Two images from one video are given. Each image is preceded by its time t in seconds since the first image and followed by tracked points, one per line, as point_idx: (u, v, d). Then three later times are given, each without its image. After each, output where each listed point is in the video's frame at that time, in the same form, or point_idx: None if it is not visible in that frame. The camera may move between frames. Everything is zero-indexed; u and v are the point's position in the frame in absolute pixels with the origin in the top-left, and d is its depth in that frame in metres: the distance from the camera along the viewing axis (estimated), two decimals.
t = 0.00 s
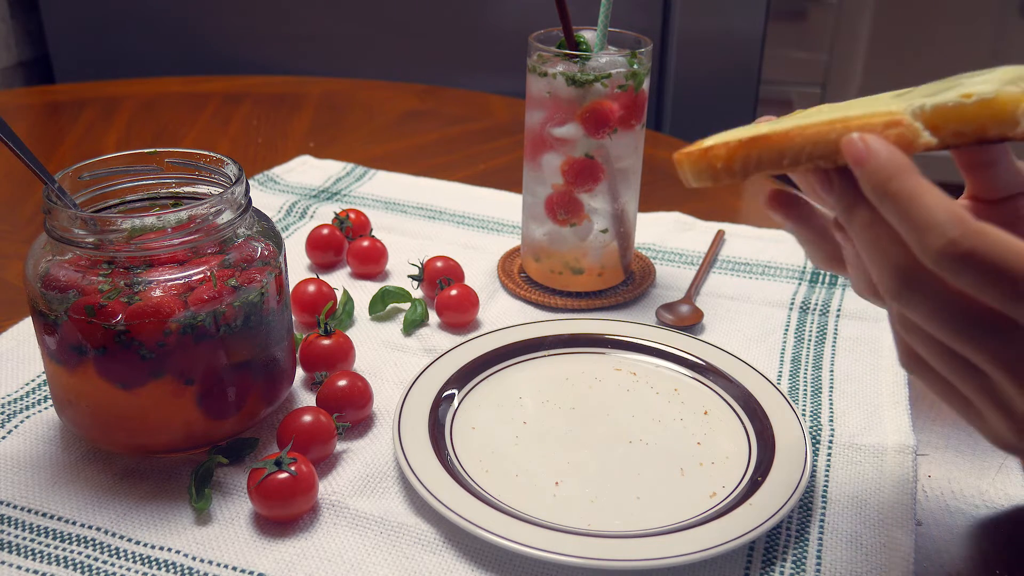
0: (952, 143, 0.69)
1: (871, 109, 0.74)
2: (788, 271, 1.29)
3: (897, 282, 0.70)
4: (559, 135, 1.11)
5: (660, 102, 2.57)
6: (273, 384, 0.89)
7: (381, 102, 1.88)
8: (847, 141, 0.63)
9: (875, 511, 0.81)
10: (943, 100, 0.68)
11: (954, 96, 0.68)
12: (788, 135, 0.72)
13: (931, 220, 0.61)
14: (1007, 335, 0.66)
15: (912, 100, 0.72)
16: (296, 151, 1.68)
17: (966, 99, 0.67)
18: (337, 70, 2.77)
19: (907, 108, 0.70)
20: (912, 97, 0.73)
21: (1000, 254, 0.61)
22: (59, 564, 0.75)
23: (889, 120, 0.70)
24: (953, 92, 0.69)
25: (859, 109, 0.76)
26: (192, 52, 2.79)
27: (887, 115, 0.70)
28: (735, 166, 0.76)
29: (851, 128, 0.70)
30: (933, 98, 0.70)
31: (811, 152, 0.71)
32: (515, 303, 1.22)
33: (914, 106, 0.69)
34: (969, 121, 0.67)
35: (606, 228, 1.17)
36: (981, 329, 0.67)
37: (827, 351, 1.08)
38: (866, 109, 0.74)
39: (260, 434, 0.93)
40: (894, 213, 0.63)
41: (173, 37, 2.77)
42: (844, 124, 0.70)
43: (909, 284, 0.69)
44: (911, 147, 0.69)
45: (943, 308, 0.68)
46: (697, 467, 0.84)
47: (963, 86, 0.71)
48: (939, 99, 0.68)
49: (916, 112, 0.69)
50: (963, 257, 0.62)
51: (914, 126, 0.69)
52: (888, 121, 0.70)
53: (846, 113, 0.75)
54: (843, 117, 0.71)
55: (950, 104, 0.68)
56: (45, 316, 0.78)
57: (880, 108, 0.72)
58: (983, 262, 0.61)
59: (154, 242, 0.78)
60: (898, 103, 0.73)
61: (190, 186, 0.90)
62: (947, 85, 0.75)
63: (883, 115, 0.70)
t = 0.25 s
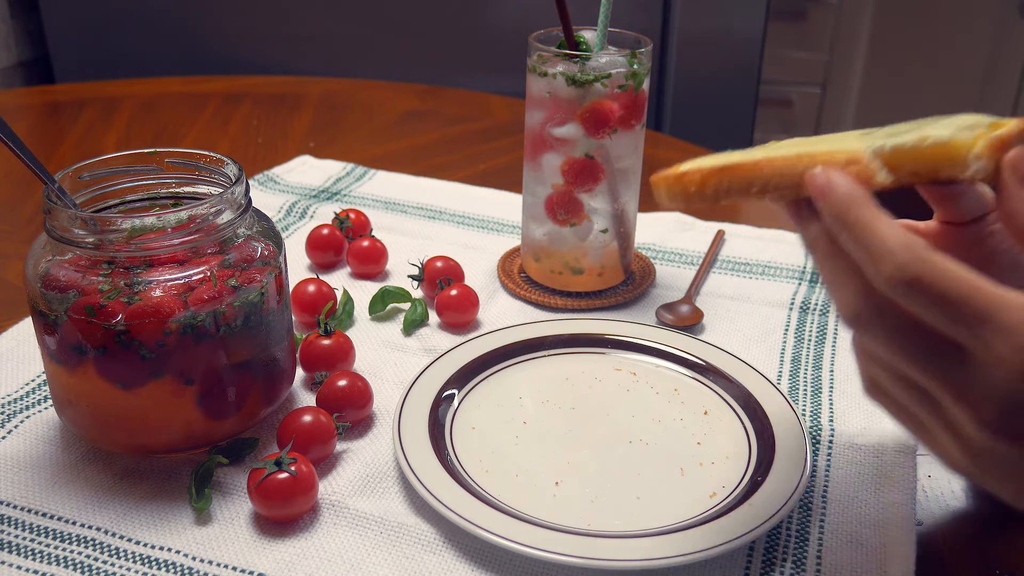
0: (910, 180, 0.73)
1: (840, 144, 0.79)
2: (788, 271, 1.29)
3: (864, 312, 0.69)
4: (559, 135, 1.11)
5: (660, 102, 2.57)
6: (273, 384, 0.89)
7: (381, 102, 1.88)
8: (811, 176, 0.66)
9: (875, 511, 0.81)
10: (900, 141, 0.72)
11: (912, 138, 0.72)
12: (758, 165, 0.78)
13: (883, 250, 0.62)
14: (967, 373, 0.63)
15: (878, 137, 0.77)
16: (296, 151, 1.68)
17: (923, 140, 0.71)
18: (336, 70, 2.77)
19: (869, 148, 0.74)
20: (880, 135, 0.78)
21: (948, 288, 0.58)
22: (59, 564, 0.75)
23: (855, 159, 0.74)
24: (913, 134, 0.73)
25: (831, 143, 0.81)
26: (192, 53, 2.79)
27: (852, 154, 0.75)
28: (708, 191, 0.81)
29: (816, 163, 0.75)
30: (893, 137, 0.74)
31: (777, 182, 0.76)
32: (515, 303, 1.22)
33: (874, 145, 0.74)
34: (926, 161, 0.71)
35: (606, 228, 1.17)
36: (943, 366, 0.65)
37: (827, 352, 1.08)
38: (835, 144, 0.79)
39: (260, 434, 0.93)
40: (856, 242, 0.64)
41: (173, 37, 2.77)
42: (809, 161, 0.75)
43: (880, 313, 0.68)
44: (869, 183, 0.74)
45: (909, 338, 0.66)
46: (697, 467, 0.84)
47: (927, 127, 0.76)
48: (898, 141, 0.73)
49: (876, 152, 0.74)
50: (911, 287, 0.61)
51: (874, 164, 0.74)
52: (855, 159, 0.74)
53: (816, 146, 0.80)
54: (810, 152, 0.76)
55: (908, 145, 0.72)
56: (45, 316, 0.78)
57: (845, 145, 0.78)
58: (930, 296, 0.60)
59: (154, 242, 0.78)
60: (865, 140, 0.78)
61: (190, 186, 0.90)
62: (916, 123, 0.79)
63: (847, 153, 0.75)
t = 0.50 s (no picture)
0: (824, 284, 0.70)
1: (757, 243, 0.76)
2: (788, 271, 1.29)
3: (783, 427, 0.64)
4: (559, 135, 1.11)
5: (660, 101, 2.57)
6: (273, 384, 0.89)
7: (382, 102, 1.88)
8: (720, 293, 0.64)
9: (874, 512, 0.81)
10: (804, 247, 0.69)
11: (817, 243, 0.69)
12: (673, 273, 0.75)
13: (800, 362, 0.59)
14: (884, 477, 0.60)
15: (793, 236, 0.73)
16: (296, 151, 1.68)
17: (827, 246, 0.68)
18: (336, 70, 2.77)
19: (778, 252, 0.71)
20: (796, 230, 0.74)
21: (859, 397, 0.57)
22: (59, 564, 0.75)
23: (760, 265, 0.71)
24: (822, 236, 0.70)
25: (750, 239, 0.77)
26: (192, 53, 2.79)
27: (760, 256, 0.72)
28: (628, 297, 0.79)
29: (727, 271, 0.72)
30: (802, 241, 0.71)
31: (694, 292, 0.74)
32: (515, 303, 1.22)
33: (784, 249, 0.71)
34: (833, 264, 0.68)
35: (606, 228, 1.17)
36: (858, 465, 0.62)
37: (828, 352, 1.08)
38: (755, 242, 0.76)
39: (260, 434, 0.93)
40: (766, 354, 0.62)
41: (173, 37, 2.77)
42: (721, 267, 0.73)
43: (793, 418, 0.64)
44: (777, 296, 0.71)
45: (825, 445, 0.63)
46: (697, 467, 0.84)
47: (842, 225, 0.72)
48: (801, 252, 0.69)
49: (779, 264, 0.70)
50: (823, 397, 0.59)
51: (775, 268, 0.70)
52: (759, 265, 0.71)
53: (735, 246, 0.77)
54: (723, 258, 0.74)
55: (813, 251, 0.69)
56: (45, 316, 0.78)
57: (760, 245, 0.74)
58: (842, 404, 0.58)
59: (154, 242, 0.78)
60: (779, 239, 0.74)
61: (190, 186, 0.90)
62: (840, 213, 0.75)
63: (758, 255, 0.72)
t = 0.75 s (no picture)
0: (737, 341, 0.72)
1: (672, 303, 0.76)
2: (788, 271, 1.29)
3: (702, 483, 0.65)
4: (559, 135, 1.11)
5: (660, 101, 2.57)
6: (273, 384, 0.89)
7: (382, 103, 1.88)
8: (642, 348, 0.67)
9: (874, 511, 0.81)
10: (721, 304, 0.71)
11: (733, 301, 0.71)
12: (597, 329, 0.73)
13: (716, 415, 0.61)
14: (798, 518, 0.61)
15: (710, 296, 0.74)
16: (296, 151, 1.68)
17: (743, 304, 0.70)
18: (336, 70, 2.77)
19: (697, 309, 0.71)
20: (712, 291, 0.75)
21: (769, 446, 0.59)
22: (59, 564, 0.75)
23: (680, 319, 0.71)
24: (736, 295, 0.72)
25: (668, 302, 0.76)
26: (192, 53, 2.79)
27: (678, 313, 0.72)
28: (552, 357, 0.75)
29: (647, 326, 0.71)
30: (718, 299, 0.72)
31: (617, 349, 0.72)
32: (515, 303, 1.22)
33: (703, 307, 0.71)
34: (747, 323, 0.70)
35: (606, 228, 1.17)
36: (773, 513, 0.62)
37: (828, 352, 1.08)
38: (674, 303, 0.75)
39: (260, 433, 0.93)
40: (684, 406, 0.64)
41: (173, 37, 2.77)
42: (641, 324, 0.71)
43: (711, 470, 0.65)
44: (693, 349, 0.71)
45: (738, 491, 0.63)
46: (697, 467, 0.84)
47: (756, 287, 0.74)
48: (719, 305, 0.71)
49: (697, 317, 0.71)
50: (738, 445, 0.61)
51: (694, 325, 0.71)
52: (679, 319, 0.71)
53: (655, 306, 0.76)
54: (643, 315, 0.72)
55: (730, 309, 0.70)
56: (45, 316, 0.78)
57: (676, 305, 0.74)
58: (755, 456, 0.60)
59: (154, 242, 0.78)
60: (697, 300, 0.74)
61: (190, 186, 0.90)
62: (755, 279, 0.77)
63: (676, 312, 0.72)
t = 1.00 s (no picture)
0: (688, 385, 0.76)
1: (623, 351, 0.79)
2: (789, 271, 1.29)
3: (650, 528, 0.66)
4: (559, 135, 1.11)
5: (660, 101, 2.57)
6: (273, 384, 0.89)
7: (382, 103, 1.88)
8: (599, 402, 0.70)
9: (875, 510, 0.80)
10: (671, 353, 0.75)
11: (682, 348, 0.75)
12: (555, 388, 0.75)
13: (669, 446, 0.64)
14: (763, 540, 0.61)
15: (659, 341, 0.78)
16: (296, 151, 1.68)
17: (691, 350, 0.74)
18: (336, 70, 2.77)
19: (647, 360, 0.75)
20: (660, 335, 0.79)
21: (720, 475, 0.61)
22: (59, 564, 0.75)
23: (632, 373, 0.74)
24: (683, 340, 0.76)
25: (618, 350, 0.79)
26: (191, 53, 2.79)
27: (630, 366, 0.75)
28: (516, 418, 0.77)
29: (603, 384, 0.74)
30: (667, 346, 0.76)
31: (578, 406, 0.75)
32: (515, 303, 1.22)
33: (653, 357, 0.75)
34: (696, 367, 0.75)
35: (606, 228, 1.17)
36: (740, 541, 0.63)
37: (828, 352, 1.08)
38: (625, 352, 0.78)
39: (260, 433, 0.93)
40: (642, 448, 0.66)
41: (173, 37, 2.77)
42: (597, 381, 0.74)
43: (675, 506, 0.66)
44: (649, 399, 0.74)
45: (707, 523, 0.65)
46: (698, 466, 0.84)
47: (700, 328, 0.78)
48: (669, 354, 0.75)
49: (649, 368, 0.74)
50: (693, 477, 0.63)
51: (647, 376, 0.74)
52: (632, 373, 0.74)
53: (607, 357, 0.79)
54: (597, 372, 0.75)
55: (679, 357, 0.74)
56: (45, 316, 0.78)
57: (626, 354, 0.78)
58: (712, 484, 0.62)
59: (154, 242, 0.78)
60: (646, 347, 0.78)
61: (190, 186, 0.90)
62: (697, 317, 0.81)
63: (628, 364, 0.75)
